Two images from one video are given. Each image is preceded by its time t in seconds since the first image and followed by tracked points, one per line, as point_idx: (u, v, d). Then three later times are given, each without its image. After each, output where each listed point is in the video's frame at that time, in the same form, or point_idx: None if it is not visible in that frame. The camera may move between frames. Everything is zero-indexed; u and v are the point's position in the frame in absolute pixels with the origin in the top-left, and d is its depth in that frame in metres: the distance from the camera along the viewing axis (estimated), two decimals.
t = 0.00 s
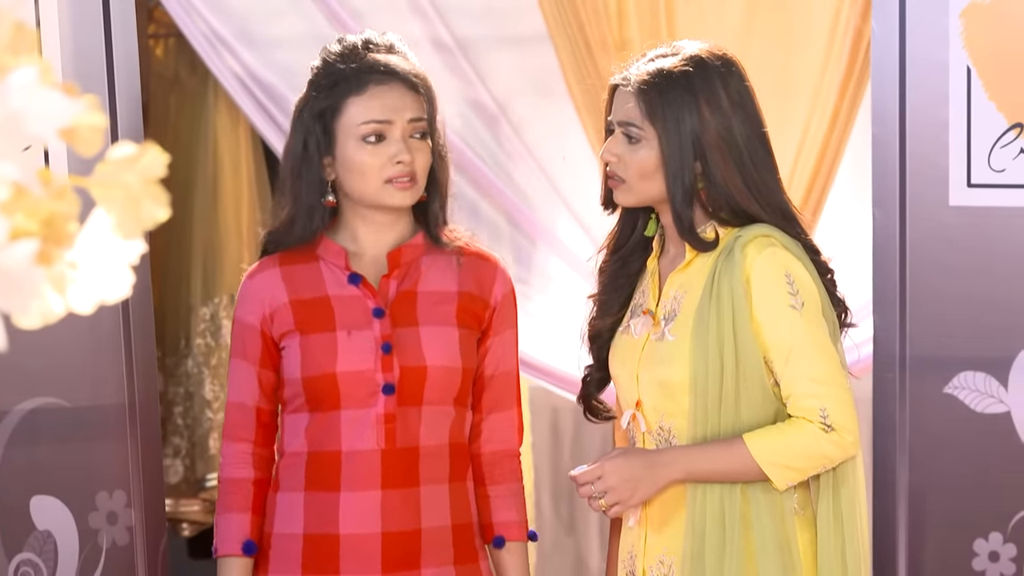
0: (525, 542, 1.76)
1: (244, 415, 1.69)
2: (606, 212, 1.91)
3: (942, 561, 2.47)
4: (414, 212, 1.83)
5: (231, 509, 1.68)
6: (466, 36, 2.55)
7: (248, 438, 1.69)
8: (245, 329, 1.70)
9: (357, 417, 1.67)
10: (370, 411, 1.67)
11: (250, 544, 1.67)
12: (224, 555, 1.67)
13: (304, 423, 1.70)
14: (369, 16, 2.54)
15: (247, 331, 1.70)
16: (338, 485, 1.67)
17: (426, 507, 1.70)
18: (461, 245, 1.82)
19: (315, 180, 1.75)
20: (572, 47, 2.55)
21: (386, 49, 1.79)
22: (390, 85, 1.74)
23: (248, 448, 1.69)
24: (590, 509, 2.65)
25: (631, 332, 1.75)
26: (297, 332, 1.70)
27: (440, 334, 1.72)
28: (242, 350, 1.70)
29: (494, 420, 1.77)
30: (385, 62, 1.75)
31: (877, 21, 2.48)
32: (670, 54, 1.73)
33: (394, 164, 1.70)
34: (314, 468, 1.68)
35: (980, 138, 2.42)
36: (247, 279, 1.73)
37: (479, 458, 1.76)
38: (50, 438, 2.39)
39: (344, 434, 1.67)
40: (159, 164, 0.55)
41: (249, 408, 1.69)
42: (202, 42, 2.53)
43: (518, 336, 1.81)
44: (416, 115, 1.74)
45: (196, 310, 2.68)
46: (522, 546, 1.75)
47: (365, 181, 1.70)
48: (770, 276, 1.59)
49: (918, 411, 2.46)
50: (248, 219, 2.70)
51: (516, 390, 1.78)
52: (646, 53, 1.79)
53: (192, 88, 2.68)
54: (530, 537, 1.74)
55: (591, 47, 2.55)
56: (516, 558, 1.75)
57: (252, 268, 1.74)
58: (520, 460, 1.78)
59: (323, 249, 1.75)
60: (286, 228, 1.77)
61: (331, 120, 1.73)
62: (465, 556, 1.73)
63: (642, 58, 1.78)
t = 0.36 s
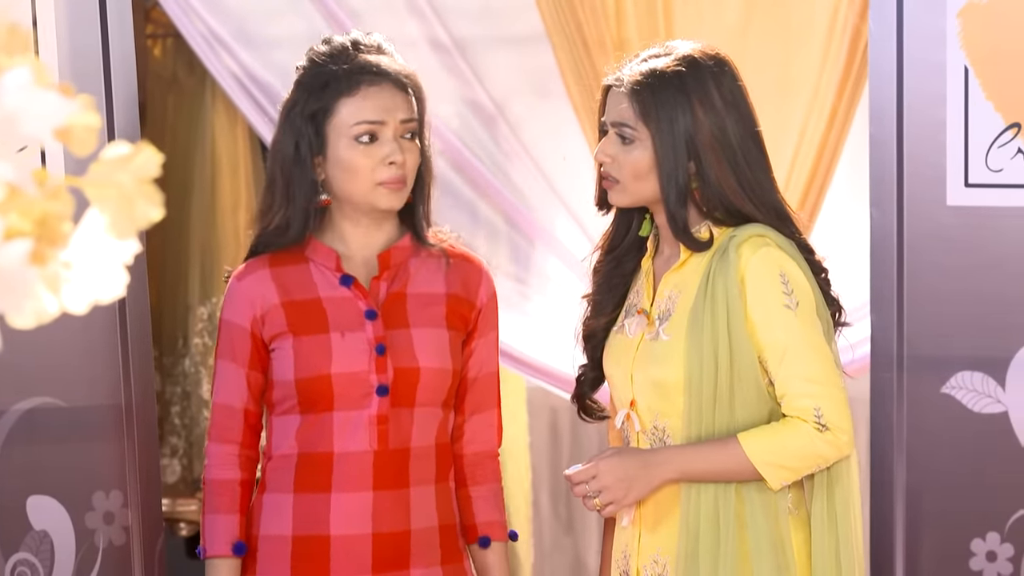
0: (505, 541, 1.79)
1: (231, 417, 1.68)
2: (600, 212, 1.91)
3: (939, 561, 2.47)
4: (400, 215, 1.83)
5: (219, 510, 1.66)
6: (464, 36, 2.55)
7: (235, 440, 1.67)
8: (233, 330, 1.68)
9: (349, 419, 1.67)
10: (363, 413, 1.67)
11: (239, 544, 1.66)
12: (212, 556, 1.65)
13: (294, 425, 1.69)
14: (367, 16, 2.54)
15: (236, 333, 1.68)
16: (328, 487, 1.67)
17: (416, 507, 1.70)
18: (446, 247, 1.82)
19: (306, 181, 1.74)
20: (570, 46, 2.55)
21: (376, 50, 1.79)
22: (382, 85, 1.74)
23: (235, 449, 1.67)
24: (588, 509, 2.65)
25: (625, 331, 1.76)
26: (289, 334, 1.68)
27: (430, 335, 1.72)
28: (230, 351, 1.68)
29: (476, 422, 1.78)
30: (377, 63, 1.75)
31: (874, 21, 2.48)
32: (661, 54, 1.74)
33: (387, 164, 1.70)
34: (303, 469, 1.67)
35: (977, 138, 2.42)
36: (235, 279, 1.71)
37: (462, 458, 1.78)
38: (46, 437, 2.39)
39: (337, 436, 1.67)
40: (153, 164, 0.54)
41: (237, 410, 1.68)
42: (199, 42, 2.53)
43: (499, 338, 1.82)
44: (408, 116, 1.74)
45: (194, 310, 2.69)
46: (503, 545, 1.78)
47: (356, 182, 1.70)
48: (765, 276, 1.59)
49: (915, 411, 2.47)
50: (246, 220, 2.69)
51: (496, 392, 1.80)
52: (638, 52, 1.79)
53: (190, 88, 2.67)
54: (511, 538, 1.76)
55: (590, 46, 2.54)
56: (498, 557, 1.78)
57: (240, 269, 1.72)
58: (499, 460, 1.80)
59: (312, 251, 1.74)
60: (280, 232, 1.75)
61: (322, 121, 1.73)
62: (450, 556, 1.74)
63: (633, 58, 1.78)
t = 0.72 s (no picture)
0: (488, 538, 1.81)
1: (222, 418, 1.66)
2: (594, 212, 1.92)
3: (936, 561, 2.48)
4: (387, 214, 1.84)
5: (208, 512, 1.65)
6: (462, 35, 2.55)
7: (225, 441, 1.66)
8: (224, 331, 1.66)
9: (342, 420, 1.66)
10: (356, 413, 1.66)
11: (230, 546, 1.66)
12: (203, 558, 1.65)
13: (287, 426, 1.67)
14: (365, 16, 2.54)
15: (228, 334, 1.66)
16: (321, 487, 1.66)
17: (407, 507, 1.71)
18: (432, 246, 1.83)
19: (291, 182, 1.74)
20: (567, 44, 2.55)
21: (360, 51, 1.79)
22: (366, 87, 1.74)
23: (225, 450, 1.66)
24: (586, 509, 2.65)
25: (620, 331, 1.75)
26: (282, 335, 1.67)
27: (422, 335, 1.73)
28: (221, 352, 1.66)
29: (461, 419, 1.79)
30: (364, 64, 1.75)
31: (872, 21, 2.49)
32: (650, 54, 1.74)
33: (369, 166, 1.70)
34: (295, 470, 1.67)
35: (974, 137, 2.42)
36: (226, 280, 1.69)
37: (447, 456, 1.78)
38: (42, 437, 2.38)
39: (330, 436, 1.66)
40: (148, 163, 0.47)
41: (227, 411, 1.66)
42: (197, 42, 2.53)
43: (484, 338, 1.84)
44: (391, 116, 1.74)
45: (192, 310, 2.70)
46: (486, 542, 1.81)
47: (339, 183, 1.70)
48: (761, 275, 1.59)
49: (912, 410, 2.47)
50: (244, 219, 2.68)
51: (480, 391, 1.81)
52: (631, 52, 1.78)
53: (187, 88, 2.65)
54: (496, 535, 1.78)
55: (587, 46, 2.55)
56: (481, 555, 1.80)
57: (230, 270, 1.70)
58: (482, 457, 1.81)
59: (301, 251, 1.74)
60: (270, 232, 1.74)
61: (305, 123, 1.73)
62: (439, 555, 1.74)
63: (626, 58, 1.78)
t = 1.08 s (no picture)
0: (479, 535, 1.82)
1: (214, 416, 1.66)
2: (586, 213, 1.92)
3: (935, 559, 2.48)
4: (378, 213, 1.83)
5: (201, 510, 1.65)
6: (461, 33, 2.55)
7: (217, 439, 1.66)
8: (215, 329, 1.66)
9: (333, 418, 1.66)
10: (348, 411, 1.66)
11: (224, 544, 1.65)
12: (197, 557, 1.64)
13: (279, 423, 1.67)
14: (364, 14, 2.54)
15: (218, 332, 1.66)
16: (313, 485, 1.66)
17: (400, 504, 1.71)
18: (424, 244, 1.83)
19: (282, 182, 1.74)
20: (565, 41, 2.55)
21: (353, 51, 1.79)
22: (356, 87, 1.73)
23: (217, 448, 1.67)
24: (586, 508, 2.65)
25: (613, 329, 1.75)
26: (273, 332, 1.67)
27: (413, 332, 1.73)
28: (212, 350, 1.66)
29: (452, 416, 1.79)
30: (357, 65, 1.75)
31: (871, 19, 2.50)
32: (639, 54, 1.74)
33: (358, 166, 1.70)
34: (287, 467, 1.66)
35: (973, 135, 2.42)
36: (216, 278, 1.69)
37: (438, 453, 1.79)
38: (39, 435, 2.38)
39: (322, 433, 1.66)
40: (141, 162, 0.46)
41: (219, 409, 1.66)
42: (195, 40, 2.54)
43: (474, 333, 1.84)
44: (381, 116, 1.74)
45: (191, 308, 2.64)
46: (477, 539, 1.81)
47: (329, 183, 1.70)
48: (755, 272, 1.60)
49: (910, 408, 2.48)
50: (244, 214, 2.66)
51: (471, 385, 1.81)
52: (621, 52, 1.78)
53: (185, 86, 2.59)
54: (487, 531, 1.79)
55: (586, 44, 2.55)
56: (472, 551, 1.80)
57: (220, 268, 1.70)
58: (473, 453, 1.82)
59: (291, 248, 1.73)
60: (259, 230, 1.74)
61: (296, 124, 1.72)
62: (432, 553, 1.74)
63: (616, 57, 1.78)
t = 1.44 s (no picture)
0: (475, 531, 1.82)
1: (211, 413, 1.66)
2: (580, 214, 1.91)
3: (936, 558, 2.48)
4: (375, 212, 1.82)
5: (197, 508, 1.65)
6: (462, 33, 2.55)
7: (215, 436, 1.67)
8: (212, 326, 1.66)
9: (331, 415, 1.66)
10: (345, 409, 1.66)
11: (222, 542, 1.66)
12: (194, 554, 1.65)
13: (276, 421, 1.67)
14: (365, 13, 2.54)
15: (216, 329, 1.66)
16: (311, 483, 1.66)
17: (398, 502, 1.71)
18: (425, 243, 1.82)
19: (275, 185, 1.73)
20: (566, 40, 2.55)
21: (342, 49, 1.78)
22: (342, 87, 1.73)
23: (214, 446, 1.67)
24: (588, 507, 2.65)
25: (608, 328, 1.76)
26: (270, 330, 1.67)
27: (411, 330, 1.73)
28: (209, 347, 1.66)
29: (450, 412, 1.79)
30: (344, 64, 1.74)
31: (871, 19, 2.50)
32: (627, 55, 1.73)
33: (344, 167, 1.69)
34: (285, 465, 1.66)
35: (974, 135, 2.42)
36: (214, 275, 1.69)
37: (436, 449, 1.79)
38: (38, 435, 2.39)
39: (319, 432, 1.66)
40: (136, 162, 0.46)
41: (217, 405, 1.67)
42: (197, 39, 2.53)
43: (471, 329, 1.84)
44: (367, 115, 1.73)
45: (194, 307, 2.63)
46: (473, 535, 1.82)
47: (317, 185, 1.69)
48: (751, 270, 1.60)
49: (911, 408, 2.48)
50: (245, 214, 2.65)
51: (469, 381, 1.81)
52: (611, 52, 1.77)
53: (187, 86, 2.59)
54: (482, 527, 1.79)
55: (588, 44, 2.54)
56: (467, 548, 1.81)
57: (218, 265, 1.70)
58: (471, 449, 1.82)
59: (290, 245, 1.73)
60: (257, 231, 1.73)
61: (286, 125, 1.72)
62: (429, 551, 1.74)
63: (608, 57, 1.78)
